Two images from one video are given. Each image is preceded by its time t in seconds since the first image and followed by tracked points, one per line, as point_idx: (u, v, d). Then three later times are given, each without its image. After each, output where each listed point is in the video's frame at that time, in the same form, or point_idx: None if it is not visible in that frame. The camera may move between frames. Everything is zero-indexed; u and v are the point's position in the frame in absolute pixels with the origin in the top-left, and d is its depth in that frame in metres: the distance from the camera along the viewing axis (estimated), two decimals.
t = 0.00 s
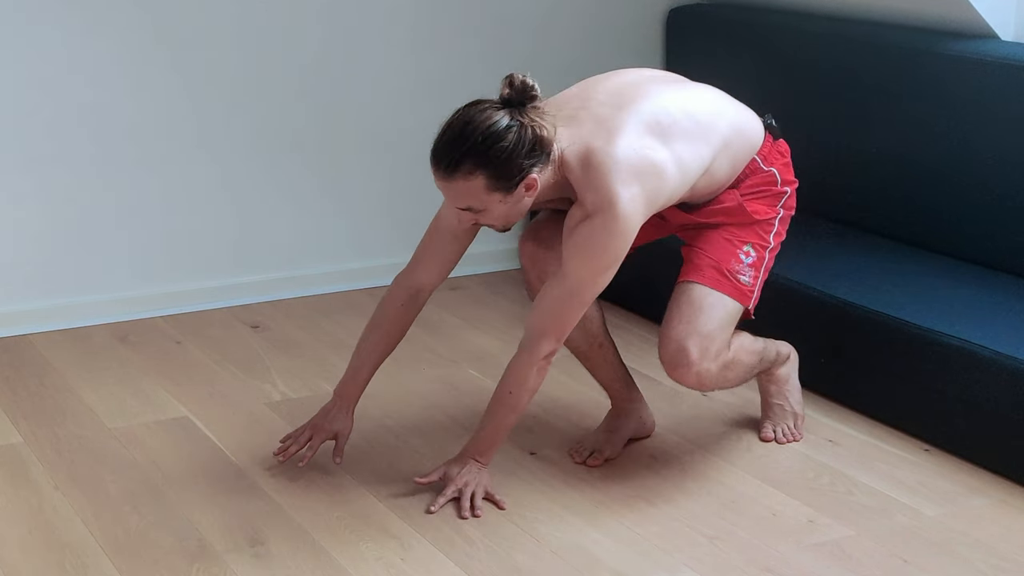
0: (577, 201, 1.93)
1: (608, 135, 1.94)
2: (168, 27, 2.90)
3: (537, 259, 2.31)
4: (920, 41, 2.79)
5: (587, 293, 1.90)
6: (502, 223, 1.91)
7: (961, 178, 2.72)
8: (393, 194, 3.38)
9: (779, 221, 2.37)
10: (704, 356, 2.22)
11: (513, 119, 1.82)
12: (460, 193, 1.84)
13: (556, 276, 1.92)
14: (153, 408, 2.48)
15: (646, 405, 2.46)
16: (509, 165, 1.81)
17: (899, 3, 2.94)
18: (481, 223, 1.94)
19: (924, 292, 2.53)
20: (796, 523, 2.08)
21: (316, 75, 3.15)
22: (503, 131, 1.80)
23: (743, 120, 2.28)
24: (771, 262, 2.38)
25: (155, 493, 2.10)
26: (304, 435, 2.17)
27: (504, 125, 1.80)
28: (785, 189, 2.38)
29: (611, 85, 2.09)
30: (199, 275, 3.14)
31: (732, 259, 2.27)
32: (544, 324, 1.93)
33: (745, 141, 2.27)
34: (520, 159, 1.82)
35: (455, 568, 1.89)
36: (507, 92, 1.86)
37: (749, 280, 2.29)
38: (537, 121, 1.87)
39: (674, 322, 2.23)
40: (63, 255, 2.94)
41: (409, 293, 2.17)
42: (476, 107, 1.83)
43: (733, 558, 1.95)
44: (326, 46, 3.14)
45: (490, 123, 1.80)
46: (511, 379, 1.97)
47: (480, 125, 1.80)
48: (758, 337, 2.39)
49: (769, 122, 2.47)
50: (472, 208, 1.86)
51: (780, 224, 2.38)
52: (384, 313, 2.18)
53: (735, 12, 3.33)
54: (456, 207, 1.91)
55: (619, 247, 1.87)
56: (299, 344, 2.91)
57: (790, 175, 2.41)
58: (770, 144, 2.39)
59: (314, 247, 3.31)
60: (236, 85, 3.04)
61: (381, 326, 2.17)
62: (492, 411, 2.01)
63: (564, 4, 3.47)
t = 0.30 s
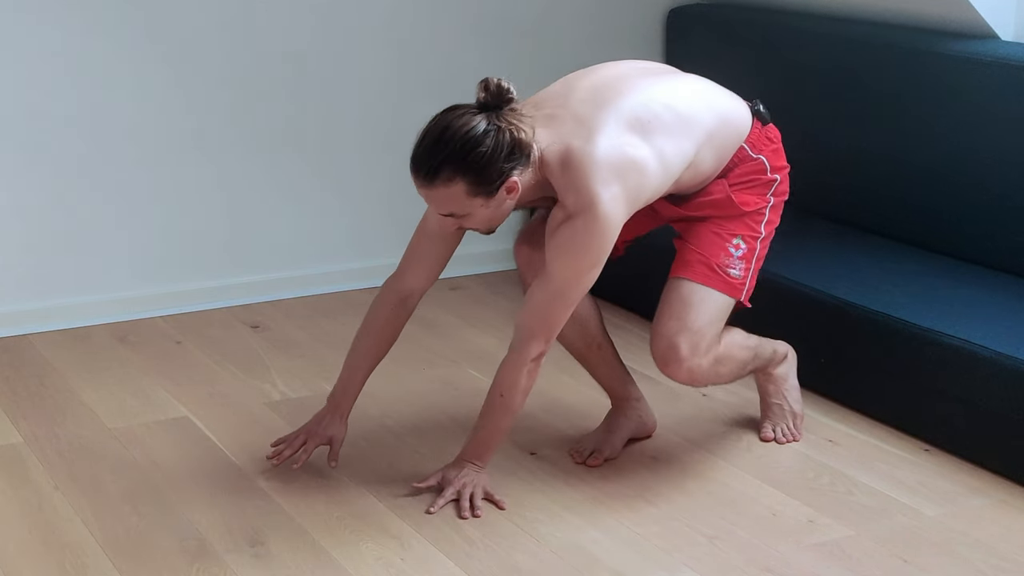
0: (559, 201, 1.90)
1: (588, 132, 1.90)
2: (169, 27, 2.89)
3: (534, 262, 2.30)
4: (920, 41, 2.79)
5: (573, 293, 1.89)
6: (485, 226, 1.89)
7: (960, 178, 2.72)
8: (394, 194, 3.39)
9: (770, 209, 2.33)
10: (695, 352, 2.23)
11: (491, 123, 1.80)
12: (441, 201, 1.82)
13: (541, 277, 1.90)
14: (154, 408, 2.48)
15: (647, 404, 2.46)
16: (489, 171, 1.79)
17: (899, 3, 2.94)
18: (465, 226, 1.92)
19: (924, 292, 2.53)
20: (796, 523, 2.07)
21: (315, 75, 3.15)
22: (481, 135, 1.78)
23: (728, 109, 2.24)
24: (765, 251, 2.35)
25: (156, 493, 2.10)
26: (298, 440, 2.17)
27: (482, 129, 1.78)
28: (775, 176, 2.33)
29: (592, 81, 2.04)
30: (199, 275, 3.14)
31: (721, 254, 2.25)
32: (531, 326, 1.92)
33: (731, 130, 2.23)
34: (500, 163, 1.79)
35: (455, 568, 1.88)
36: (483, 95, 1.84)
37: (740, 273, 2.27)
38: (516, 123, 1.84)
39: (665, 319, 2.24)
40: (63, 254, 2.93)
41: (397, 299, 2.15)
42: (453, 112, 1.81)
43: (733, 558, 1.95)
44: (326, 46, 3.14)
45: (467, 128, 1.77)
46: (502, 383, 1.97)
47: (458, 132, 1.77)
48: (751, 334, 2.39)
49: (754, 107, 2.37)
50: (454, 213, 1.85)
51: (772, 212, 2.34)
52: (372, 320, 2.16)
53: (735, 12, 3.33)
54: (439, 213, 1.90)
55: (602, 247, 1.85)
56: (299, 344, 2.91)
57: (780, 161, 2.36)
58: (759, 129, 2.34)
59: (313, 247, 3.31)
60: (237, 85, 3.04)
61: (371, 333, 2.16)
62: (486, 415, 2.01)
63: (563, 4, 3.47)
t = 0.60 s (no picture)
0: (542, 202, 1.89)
1: (568, 132, 1.87)
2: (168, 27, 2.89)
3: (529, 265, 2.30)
4: (920, 41, 2.79)
5: (561, 294, 1.88)
6: (470, 229, 1.89)
7: (960, 178, 2.72)
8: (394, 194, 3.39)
9: (760, 197, 2.30)
10: (687, 347, 2.24)
11: (470, 128, 1.79)
12: (423, 208, 1.82)
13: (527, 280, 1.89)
14: (154, 408, 2.48)
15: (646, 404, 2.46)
16: (470, 176, 1.78)
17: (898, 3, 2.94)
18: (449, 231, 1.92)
19: (923, 292, 2.53)
20: (796, 523, 2.07)
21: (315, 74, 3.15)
22: (460, 141, 1.77)
23: (714, 99, 2.20)
24: (757, 239, 2.33)
25: (155, 492, 2.10)
26: (293, 444, 2.16)
27: (461, 134, 1.78)
28: (764, 163, 2.29)
29: (574, 78, 2.02)
30: (199, 275, 3.15)
31: (710, 247, 2.23)
32: (520, 328, 1.91)
33: (716, 120, 2.20)
34: (481, 168, 1.79)
35: (455, 568, 1.88)
36: (460, 101, 1.83)
37: (731, 265, 2.26)
38: (495, 125, 1.83)
39: (658, 314, 2.24)
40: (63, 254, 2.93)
41: (388, 303, 2.15)
42: (431, 119, 1.80)
43: (732, 558, 1.95)
44: (326, 46, 3.14)
45: (446, 134, 1.77)
46: (495, 385, 1.97)
47: (437, 138, 1.77)
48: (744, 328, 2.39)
49: (742, 94, 2.30)
50: (438, 219, 1.84)
51: (762, 200, 2.30)
52: (364, 325, 2.16)
53: (735, 12, 3.33)
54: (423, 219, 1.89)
55: (586, 246, 1.84)
56: (299, 344, 2.91)
57: (769, 147, 2.32)
58: (747, 115, 2.29)
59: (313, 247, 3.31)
60: (237, 85, 3.04)
61: (364, 336, 2.16)
62: (481, 418, 2.01)
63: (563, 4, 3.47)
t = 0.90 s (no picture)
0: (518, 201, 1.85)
1: (542, 131, 1.83)
2: (168, 26, 2.89)
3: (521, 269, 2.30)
4: (921, 40, 2.79)
5: (544, 295, 1.86)
6: (452, 235, 1.86)
7: (961, 178, 2.72)
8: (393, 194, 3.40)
9: (745, 182, 2.25)
10: (676, 338, 2.24)
11: (442, 136, 1.75)
12: (404, 220, 1.80)
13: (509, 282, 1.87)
14: (153, 408, 2.48)
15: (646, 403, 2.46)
16: (445, 185, 1.74)
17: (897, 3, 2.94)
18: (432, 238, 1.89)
19: (924, 292, 2.53)
20: (797, 523, 2.07)
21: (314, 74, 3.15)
22: (432, 150, 1.74)
23: (693, 83, 2.14)
24: (746, 224, 2.29)
25: (156, 492, 2.10)
26: (290, 450, 2.16)
27: (433, 143, 1.74)
28: (748, 146, 2.23)
29: (550, 71, 1.96)
30: (199, 276, 3.15)
31: (695, 237, 2.21)
32: (506, 330, 1.90)
33: (697, 106, 2.14)
34: (456, 175, 1.75)
35: (455, 568, 1.88)
36: (432, 109, 1.79)
37: (717, 254, 2.23)
38: (469, 131, 1.79)
39: (647, 305, 2.24)
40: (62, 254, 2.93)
41: (376, 308, 2.11)
42: (402, 130, 1.77)
43: (733, 558, 1.95)
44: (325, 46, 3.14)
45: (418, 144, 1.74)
46: (485, 387, 1.97)
47: (409, 149, 1.74)
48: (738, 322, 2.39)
49: (722, 77, 2.23)
50: (419, 229, 1.81)
51: (748, 184, 2.26)
52: (349, 331, 2.12)
53: (734, 12, 3.33)
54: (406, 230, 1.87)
55: (566, 247, 1.81)
56: (299, 344, 2.90)
57: (753, 130, 2.26)
58: (730, 97, 2.22)
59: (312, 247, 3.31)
60: (236, 85, 3.04)
61: (349, 345, 2.12)
62: (473, 419, 2.01)
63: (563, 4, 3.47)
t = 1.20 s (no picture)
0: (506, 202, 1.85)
1: (526, 131, 1.82)
2: (168, 26, 2.89)
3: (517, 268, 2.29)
4: (921, 40, 2.79)
5: (534, 294, 1.86)
6: (442, 239, 1.85)
7: (961, 178, 2.72)
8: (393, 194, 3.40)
9: (735, 173, 2.23)
10: (668, 333, 2.24)
11: (426, 141, 1.75)
12: (392, 226, 1.79)
13: (500, 283, 1.87)
14: (153, 408, 2.48)
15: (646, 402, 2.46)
16: (432, 190, 1.74)
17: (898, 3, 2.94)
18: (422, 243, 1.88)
19: (925, 292, 2.53)
20: (797, 523, 2.07)
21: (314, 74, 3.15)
22: (418, 155, 1.73)
23: (677, 75, 2.12)
24: (737, 216, 2.28)
25: (155, 492, 2.10)
26: (285, 459, 2.17)
27: (418, 148, 1.73)
28: (737, 137, 2.21)
29: (533, 70, 1.95)
30: (199, 276, 3.15)
31: (686, 231, 2.20)
32: (500, 330, 1.90)
33: (683, 99, 2.12)
34: (443, 179, 1.74)
35: (455, 568, 1.88)
36: (416, 115, 1.80)
37: (708, 247, 2.22)
38: (454, 134, 1.78)
39: (639, 302, 2.23)
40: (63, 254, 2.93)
41: (371, 310, 2.10)
42: (387, 137, 1.76)
43: (733, 558, 1.95)
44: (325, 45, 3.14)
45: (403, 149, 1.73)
46: (480, 388, 1.97)
47: (394, 155, 1.73)
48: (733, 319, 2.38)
49: (709, 68, 2.20)
50: (409, 235, 1.80)
51: (738, 175, 2.24)
52: (345, 333, 2.11)
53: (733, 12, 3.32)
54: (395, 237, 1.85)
55: (554, 246, 1.81)
56: (299, 344, 2.90)
57: (742, 120, 2.23)
58: (718, 87, 2.20)
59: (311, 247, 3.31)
60: (237, 84, 3.04)
61: (344, 347, 2.12)
62: (470, 420, 2.01)
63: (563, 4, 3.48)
